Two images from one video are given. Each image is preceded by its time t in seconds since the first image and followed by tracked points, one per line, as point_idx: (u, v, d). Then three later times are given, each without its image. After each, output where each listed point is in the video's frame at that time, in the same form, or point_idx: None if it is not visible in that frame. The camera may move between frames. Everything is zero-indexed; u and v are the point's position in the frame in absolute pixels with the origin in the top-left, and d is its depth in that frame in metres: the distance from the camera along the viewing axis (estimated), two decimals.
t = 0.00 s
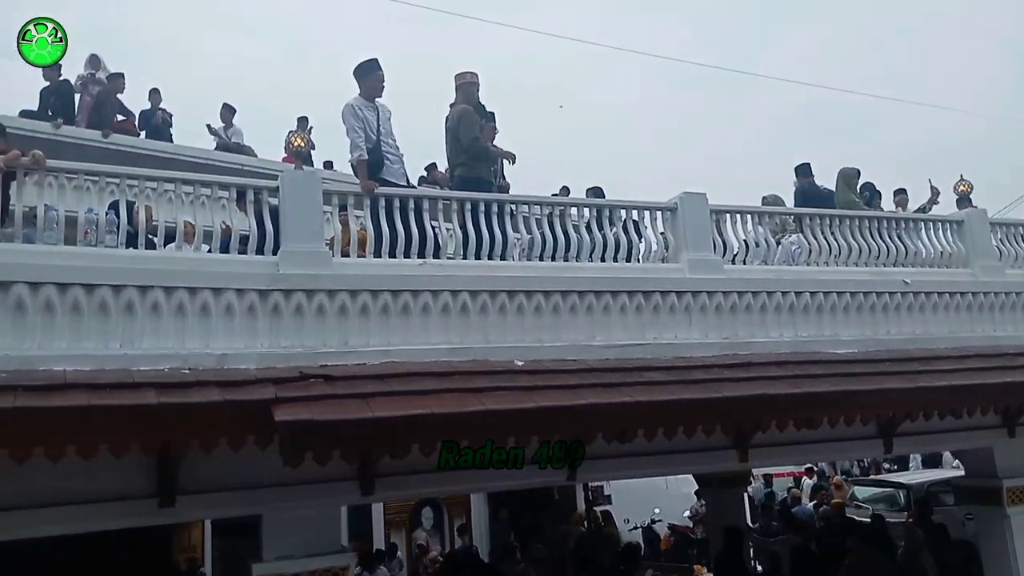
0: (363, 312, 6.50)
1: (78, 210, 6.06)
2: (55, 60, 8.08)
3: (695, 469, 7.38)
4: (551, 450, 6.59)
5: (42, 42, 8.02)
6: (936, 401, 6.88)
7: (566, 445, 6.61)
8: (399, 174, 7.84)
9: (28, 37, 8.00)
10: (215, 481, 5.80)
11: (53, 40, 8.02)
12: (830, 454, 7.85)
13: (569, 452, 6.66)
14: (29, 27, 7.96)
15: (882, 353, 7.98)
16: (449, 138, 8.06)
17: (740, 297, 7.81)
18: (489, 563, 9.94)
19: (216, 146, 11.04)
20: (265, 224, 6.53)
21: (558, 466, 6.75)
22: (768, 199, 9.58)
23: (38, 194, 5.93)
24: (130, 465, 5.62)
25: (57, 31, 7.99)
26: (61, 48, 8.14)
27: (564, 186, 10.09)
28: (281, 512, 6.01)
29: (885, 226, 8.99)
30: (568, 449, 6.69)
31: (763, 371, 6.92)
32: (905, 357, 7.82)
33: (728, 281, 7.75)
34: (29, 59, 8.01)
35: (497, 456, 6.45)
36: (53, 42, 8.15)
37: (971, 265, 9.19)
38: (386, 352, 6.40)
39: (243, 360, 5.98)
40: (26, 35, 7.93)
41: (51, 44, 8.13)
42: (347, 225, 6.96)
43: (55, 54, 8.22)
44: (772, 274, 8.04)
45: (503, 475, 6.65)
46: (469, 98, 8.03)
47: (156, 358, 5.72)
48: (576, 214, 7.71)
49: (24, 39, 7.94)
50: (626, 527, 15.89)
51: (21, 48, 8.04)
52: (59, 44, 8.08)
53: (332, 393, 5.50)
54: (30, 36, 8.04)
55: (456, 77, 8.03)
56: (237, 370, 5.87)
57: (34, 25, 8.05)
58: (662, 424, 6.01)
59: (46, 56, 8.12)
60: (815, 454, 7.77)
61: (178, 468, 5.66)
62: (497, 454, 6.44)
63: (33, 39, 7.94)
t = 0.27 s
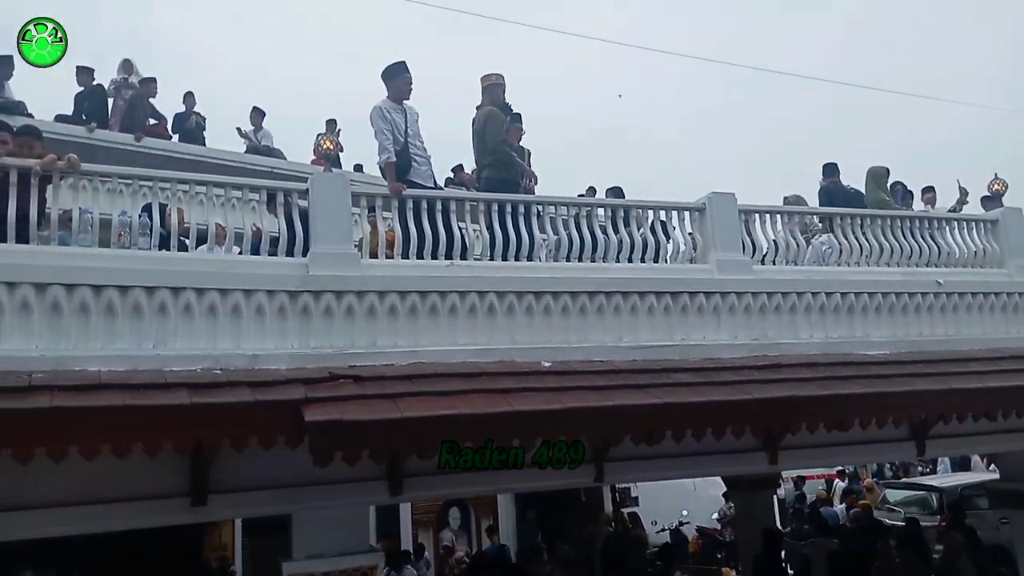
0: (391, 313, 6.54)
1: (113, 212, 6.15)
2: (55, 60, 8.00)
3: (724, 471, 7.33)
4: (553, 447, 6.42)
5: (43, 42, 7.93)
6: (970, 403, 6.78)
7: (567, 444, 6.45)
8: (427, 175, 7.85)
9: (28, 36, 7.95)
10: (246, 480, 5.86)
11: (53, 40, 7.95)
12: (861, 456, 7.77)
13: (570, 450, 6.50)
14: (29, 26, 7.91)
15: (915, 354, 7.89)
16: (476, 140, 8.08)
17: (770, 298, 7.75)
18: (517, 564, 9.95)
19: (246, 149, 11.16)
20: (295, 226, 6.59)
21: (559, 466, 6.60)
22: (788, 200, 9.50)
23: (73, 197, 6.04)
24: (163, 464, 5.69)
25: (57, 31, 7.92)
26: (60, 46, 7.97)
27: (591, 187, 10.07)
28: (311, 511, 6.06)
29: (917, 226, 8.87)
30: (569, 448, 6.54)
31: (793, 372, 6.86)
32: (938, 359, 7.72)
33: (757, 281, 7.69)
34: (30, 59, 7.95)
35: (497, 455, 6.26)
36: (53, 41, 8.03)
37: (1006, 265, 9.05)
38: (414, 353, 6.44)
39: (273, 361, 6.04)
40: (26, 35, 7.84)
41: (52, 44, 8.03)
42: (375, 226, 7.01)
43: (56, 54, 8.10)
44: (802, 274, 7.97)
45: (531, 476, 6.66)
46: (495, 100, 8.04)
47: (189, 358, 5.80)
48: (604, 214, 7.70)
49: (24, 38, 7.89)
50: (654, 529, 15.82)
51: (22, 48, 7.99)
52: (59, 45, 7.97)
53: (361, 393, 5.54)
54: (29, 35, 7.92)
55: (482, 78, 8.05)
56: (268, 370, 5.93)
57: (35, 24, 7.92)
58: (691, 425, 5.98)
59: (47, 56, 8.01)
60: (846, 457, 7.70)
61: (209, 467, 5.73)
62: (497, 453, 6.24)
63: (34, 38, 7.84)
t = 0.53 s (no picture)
0: (419, 313, 6.56)
1: (146, 215, 6.24)
2: (54, 59, 8.05)
3: (753, 472, 7.27)
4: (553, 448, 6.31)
5: (44, 42, 7.96)
6: (1005, 404, 6.67)
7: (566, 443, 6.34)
8: (453, 176, 7.88)
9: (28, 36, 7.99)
10: (277, 480, 5.91)
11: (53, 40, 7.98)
12: (893, 458, 7.67)
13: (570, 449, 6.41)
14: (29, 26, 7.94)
15: (948, 355, 7.78)
16: (501, 141, 8.08)
17: (799, 297, 7.68)
18: (545, 565, 9.94)
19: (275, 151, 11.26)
20: (323, 227, 6.64)
21: (558, 466, 6.54)
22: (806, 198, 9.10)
23: (107, 200, 6.13)
24: (196, 463, 5.76)
25: (57, 31, 7.87)
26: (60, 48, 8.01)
27: (618, 187, 10.05)
28: (341, 511, 6.11)
29: (949, 224, 8.75)
30: (569, 448, 6.50)
31: (823, 373, 6.79)
32: (972, 359, 7.60)
33: (787, 281, 7.63)
34: (30, 59, 8.04)
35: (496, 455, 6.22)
36: (54, 41, 8.02)
37: None
38: (442, 353, 6.46)
39: (303, 361, 6.09)
40: (26, 34, 7.91)
41: (54, 44, 8.03)
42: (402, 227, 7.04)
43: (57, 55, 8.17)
44: (832, 273, 7.89)
45: (559, 476, 6.65)
46: (520, 100, 8.04)
47: (220, 359, 5.86)
48: (631, 214, 7.67)
49: (24, 38, 7.94)
50: (682, 530, 15.73)
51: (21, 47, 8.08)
52: (60, 45, 7.99)
53: (389, 393, 5.57)
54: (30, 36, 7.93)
55: (507, 79, 8.05)
56: (298, 370, 5.98)
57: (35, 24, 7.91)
58: (719, 426, 5.94)
59: (47, 56, 8.10)
60: (877, 458, 7.61)
61: (240, 467, 5.79)
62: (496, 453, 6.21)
63: (34, 38, 7.90)
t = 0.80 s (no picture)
0: (446, 316, 6.59)
1: (177, 219, 6.33)
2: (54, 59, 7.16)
3: (784, 476, 7.21)
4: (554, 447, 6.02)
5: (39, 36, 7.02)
6: None
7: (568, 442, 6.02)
8: (479, 179, 7.88)
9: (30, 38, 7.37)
10: (307, 481, 5.96)
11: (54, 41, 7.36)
12: (927, 460, 7.57)
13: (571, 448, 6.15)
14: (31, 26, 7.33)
15: (982, 355, 7.66)
16: (528, 142, 8.09)
17: (830, 298, 7.61)
18: (573, 568, 9.91)
19: (303, 155, 11.39)
20: (351, 230, 6.69)
21: (558, 464, 6.39)
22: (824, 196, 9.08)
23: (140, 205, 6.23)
24: (227, 465, 5.82)
25: (57, 32, 7.21)
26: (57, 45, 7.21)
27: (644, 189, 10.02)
28: (370, 512, 6.14)
29: (983, 223, 8.63)
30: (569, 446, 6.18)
31: (855, 375, 6.72)
32: (1007, 360, 7.48)
33: (817, 281, 7.56)
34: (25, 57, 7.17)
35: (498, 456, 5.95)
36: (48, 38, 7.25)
37: None
38: (469, 355, 6.48)
39: (332, 363, 6.14)
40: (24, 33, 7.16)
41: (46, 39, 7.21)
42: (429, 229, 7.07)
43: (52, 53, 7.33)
44: (863, 273, 7.81)
45: (585, 479, 6.65)
46: (546, 102, 8.04)
47: (251, 361, 5.92)
48: (658, 215, 7.65)
49: (20, 36, 7.22)
50: (711, 533, 15.62)
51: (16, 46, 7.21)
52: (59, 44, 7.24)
53: (417, 395, 5.59)
54: (28, 34, 7.23)
55: (533, 81, 8.05)
56: (327, 372, 6.03)
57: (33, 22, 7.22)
58: (749, 428, 5.89)
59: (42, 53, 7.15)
60: (910, 461, 7.51)
61: (271, 468, 5.84)
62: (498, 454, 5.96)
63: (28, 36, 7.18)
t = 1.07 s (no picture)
0: (476, 318, 6.61)
1: (211, 225, 6.42)
2: (55, 61, 6.68)
3: (818, 478, 7.14)
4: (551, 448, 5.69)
5: (43, 39, 6.59)
6: None
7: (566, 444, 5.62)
8: (507, 182, 7.95)
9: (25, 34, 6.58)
10: (340, 483, 6.01)
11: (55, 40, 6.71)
12: (964, 462, 7.46)
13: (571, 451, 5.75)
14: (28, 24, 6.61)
15: (1020, 356, 7.54)
16: (555, 144, 8.10)
17: (863, 298, 7.53)
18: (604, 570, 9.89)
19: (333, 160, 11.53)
20: (381, 234, 6.74)
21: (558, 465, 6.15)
22: (847, 194, 8.98)
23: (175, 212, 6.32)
24: (261, 467, 5.89)
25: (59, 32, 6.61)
26: (61, 46, 6.63)
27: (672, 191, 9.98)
28: (402, 514, 6.18)
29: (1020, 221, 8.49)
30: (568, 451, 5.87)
31: (890, 376, 6.63)
32: None
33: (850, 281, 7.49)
34: (28, 60, 6.60)
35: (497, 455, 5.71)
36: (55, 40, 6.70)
37: None
38: (499, 357, 6.49)
39: (364, 366, 6.18)
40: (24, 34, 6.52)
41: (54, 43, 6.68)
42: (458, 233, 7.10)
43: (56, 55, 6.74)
44: (897, 273, 7.71)
45: (616, 481, 6.64)
46: (573, 104, 8.04)
47: (284, 364, 5.99)
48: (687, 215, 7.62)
49: (21, 37, 6.54)
50: (743, 536, 15.49)
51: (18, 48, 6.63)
52: (62, 45, 6.63)
53: (447, 397, 5.62)
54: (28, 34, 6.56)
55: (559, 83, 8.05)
56: (359, 375, 6.08)
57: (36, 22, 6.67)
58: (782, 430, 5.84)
59: (48, 57, 6.67)
60: (947, 462, 7.41)
61: (305, 470, 5.90)
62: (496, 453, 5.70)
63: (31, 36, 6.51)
